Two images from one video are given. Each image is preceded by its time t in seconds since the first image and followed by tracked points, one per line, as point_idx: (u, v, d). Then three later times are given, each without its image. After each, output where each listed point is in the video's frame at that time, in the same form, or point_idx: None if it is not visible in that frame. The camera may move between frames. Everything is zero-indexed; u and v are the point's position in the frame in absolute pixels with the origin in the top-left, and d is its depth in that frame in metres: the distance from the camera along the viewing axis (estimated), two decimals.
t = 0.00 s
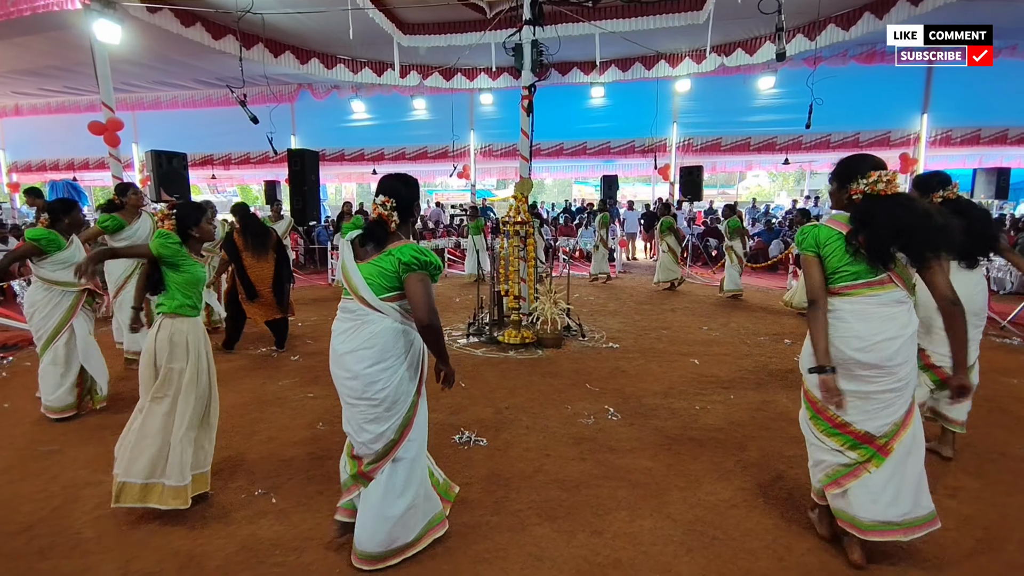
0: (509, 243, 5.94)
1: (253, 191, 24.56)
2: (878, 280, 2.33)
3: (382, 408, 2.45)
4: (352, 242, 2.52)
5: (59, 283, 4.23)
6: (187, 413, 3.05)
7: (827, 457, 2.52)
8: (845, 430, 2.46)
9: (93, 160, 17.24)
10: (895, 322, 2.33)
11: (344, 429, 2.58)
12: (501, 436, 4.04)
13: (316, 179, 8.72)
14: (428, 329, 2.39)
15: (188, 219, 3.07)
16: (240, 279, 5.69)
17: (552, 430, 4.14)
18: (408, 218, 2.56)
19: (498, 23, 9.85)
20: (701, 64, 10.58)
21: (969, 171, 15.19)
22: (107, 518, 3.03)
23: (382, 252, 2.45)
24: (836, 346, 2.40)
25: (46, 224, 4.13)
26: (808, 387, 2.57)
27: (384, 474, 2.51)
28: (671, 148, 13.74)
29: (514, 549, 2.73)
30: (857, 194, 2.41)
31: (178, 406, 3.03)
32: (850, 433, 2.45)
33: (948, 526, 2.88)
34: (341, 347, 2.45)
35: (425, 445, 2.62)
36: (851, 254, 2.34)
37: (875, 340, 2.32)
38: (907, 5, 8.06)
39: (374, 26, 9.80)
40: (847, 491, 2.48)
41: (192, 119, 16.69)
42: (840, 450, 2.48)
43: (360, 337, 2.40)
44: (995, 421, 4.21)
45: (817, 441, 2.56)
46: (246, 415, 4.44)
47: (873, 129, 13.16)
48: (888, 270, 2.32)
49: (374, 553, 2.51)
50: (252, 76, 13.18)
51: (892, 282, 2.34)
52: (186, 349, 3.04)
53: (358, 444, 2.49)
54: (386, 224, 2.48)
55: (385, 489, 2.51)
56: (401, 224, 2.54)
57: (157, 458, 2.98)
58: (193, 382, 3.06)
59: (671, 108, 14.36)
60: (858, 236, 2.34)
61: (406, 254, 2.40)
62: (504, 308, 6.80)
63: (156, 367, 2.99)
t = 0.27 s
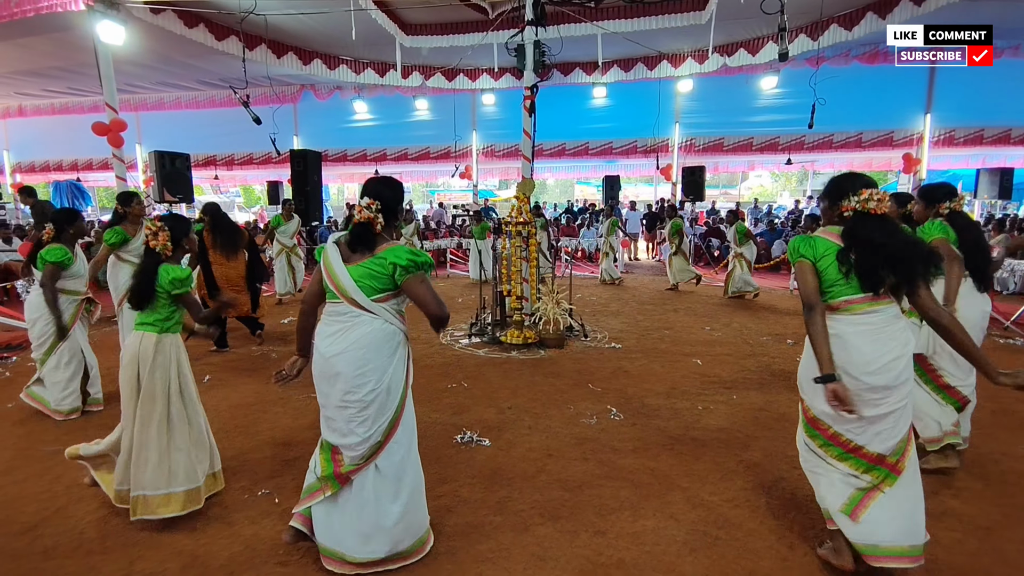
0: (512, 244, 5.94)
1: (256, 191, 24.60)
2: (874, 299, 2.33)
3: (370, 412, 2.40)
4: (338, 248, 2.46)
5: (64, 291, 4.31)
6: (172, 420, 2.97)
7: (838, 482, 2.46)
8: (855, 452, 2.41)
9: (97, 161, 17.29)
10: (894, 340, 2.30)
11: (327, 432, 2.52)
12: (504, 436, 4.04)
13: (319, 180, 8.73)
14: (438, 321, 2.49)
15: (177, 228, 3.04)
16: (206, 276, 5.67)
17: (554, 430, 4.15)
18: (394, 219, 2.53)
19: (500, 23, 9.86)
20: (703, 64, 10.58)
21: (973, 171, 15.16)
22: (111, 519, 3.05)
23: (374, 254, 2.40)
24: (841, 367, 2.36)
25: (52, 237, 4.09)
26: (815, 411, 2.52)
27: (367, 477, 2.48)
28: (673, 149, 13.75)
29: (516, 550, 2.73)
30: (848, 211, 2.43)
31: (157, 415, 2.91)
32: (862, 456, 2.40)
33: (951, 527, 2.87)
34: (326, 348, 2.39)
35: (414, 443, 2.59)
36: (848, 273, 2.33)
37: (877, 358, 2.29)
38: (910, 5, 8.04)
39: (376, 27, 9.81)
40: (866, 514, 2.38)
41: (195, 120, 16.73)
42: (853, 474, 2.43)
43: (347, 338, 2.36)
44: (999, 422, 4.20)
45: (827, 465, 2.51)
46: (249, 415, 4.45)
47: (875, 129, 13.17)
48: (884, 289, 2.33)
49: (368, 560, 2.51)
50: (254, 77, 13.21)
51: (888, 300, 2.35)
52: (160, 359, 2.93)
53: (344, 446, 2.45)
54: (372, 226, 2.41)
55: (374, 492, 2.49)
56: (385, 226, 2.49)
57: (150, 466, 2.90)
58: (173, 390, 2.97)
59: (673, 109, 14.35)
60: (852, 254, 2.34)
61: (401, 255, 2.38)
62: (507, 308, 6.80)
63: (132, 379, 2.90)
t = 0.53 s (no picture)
0: (514, 244, 5.94)
1: (258, 192, 24.65)
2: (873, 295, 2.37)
3: (357, 424, 2.36)
4: (311, 264, 2.42)
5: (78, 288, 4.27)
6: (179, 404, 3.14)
7: (825, 485, 2.45)
8: (840, 452, 2.43)
9: (101, 161, 17.35)
10: (877, 339, 2.34)
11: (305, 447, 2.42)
12: (506, 437, 4.04)
13: (322, 180, 8.73)
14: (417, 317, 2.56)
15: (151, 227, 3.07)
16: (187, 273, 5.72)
17: (557, 430, 4.14)
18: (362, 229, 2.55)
19: (502, 24, 9.87)
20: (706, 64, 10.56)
21: (977, 172, 15.11)
22: (117, 517, 3.05)
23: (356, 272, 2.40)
24: (839, 367, 2.33)
25: (66, 238, 4.06)
26: (805, 413, 2.46)
27: (363, 482, 2.45)
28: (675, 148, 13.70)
29: (518, 550, 2.73)
30: (831, 209, 2.44)
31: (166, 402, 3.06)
32: (843, 455, 2.43)
33: (956, 528, 2.86)
34: (302, 368, 2.29)
35: (403, 444, 2.58)
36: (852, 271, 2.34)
37: (867, 359, 2.32)
38: (914, 5, 8.01)
39: (379, 27, 9.83)
40: (848, 517, 2.42)
41: (199, 121, 16.77)
42: (835, 475, 2.45)
43: (326, 353, 2.29)
44: (1003, 423, 4.18)
45: (812, 465, 2.47)
46: (252, 415, 4.46)
47: (879, 129, 13.16)
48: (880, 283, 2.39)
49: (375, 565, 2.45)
50: (257, 77, 13.25)
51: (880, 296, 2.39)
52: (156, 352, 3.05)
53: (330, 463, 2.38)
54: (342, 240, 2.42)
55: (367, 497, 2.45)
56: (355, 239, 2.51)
57: (169, 454, 3.06)
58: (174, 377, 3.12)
59: (676, 109, 14.32)
60: (850, 253, 2.36)
61: (380, 268, 2.41)
62: (509, 308, 6.80)
63: (132, 379, 2.97)
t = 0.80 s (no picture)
0: (517, 244, 5.93)
1: (262, 192, 24.68)
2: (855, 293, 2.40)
3: (337, 404, 2.41)
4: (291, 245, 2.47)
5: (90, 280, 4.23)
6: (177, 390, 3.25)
7: (812, 477, 2.51)
8: (827, 446, 2.49)
9: (105, 161, 17.41)
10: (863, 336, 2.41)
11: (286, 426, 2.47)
12: (508, 437, 4.03)
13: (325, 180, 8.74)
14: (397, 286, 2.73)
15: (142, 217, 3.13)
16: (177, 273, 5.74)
17: (560, 430, 4.13)
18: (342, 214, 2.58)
19: (505, 23, 9.86)
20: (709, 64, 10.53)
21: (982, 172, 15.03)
22: (120, 516, 3.06)
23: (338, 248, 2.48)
24: (829, 363, 2.39)
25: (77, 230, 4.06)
26: (796, 407, 2.50)
27: (343, 467, 2.48)
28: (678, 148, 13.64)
29: (521, 550, 2.72)
30: (821, 200, 2.44)
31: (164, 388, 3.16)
32: (830, 447, 2.49)
33: (961, 530, 2.84)
34: (282, 343, 2.38)
35: (384, 432, 2.61)
36: (837, 267, 2.35)
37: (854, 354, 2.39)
38: (919, 4, 7.98)
39: (382, 27, 9.83)
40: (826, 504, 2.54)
41: (202, 121, 16.80)
42: (821, 467, 2.51)
43: (304, 329, 2.36)
44: (1009, 424, 4.16)
45: (800, 458, 2.53)
46: (255, 414, 4.46)
47: (883, 129, 13.10)
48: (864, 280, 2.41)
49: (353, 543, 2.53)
50: (261, 78, 13.27)
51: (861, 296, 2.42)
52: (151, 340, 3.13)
53: (308, 443, 2.43)
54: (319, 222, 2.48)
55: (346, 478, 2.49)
56: (334, 221, 2.55)
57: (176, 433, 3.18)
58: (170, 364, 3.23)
59: (679, 108, 14.30)
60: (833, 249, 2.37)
61: (357, 245, 2.51)
62: (511, 308, 6.79)
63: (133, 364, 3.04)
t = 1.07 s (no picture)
0: (520, 244, 5.92)
1: (266, 192, 24.75)
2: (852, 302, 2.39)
3: (344, 422, 2.43)
4: (290, 267, 2.46)
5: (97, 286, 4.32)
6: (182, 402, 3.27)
7: (831, 500, 2.42)
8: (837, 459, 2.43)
9: (111, 162, 17.50)
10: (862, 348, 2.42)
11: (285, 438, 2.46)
12: (512, 437, 4.03)
13: (329, 181, 8.76)
14: (377, 329, 2.43)
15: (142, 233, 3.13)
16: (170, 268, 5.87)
17: (563, 431, 4.13)
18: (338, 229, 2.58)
19: (509, 24, 9.87)
20: (714, 63, 10.51)
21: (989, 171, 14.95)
22: (125, 515, 3.07)
23: (334, 266, 2.43)
24: (835, 371, 2.37)
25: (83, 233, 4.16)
26: (805, 421, 2.43)
27: (341, 482, 2.49)
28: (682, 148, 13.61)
29: (524, 551, 2.72)
30: (807, 222, 2.38)
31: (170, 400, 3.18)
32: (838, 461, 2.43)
33: (965, 531, 2.82)
34: (294, 364, 2.36)
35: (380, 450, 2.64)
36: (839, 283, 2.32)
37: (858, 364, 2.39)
38: (924, 3, 7.94)
39: (386, 28, 9.85)
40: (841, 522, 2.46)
41: (207, 122, 16.87)
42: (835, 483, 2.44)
43: (318, 352, 2.35)
44: (1015, 425, 4.13)
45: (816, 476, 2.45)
46: (259, 414, 4.47)
47: (888, 129, 13.18)
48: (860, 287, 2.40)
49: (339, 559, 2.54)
50: (266, 79, 13.32)
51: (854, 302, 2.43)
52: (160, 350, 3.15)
53: (310, 459, 2.43)
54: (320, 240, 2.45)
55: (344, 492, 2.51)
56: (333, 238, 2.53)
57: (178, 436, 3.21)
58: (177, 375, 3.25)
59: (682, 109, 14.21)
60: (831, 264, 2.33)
61: (352, 262, 2.43)
62: (515, 309, 6.79)
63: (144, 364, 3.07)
